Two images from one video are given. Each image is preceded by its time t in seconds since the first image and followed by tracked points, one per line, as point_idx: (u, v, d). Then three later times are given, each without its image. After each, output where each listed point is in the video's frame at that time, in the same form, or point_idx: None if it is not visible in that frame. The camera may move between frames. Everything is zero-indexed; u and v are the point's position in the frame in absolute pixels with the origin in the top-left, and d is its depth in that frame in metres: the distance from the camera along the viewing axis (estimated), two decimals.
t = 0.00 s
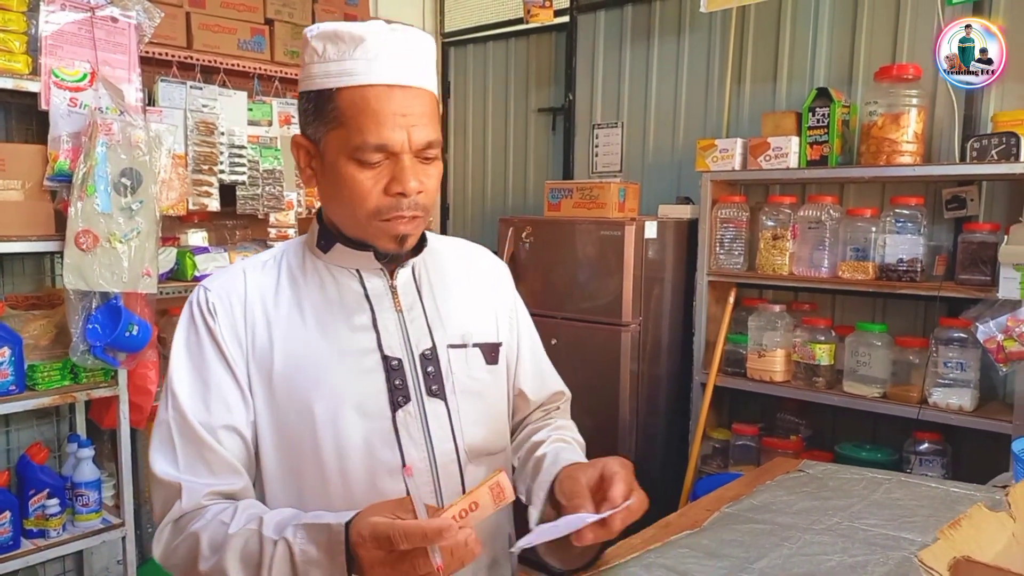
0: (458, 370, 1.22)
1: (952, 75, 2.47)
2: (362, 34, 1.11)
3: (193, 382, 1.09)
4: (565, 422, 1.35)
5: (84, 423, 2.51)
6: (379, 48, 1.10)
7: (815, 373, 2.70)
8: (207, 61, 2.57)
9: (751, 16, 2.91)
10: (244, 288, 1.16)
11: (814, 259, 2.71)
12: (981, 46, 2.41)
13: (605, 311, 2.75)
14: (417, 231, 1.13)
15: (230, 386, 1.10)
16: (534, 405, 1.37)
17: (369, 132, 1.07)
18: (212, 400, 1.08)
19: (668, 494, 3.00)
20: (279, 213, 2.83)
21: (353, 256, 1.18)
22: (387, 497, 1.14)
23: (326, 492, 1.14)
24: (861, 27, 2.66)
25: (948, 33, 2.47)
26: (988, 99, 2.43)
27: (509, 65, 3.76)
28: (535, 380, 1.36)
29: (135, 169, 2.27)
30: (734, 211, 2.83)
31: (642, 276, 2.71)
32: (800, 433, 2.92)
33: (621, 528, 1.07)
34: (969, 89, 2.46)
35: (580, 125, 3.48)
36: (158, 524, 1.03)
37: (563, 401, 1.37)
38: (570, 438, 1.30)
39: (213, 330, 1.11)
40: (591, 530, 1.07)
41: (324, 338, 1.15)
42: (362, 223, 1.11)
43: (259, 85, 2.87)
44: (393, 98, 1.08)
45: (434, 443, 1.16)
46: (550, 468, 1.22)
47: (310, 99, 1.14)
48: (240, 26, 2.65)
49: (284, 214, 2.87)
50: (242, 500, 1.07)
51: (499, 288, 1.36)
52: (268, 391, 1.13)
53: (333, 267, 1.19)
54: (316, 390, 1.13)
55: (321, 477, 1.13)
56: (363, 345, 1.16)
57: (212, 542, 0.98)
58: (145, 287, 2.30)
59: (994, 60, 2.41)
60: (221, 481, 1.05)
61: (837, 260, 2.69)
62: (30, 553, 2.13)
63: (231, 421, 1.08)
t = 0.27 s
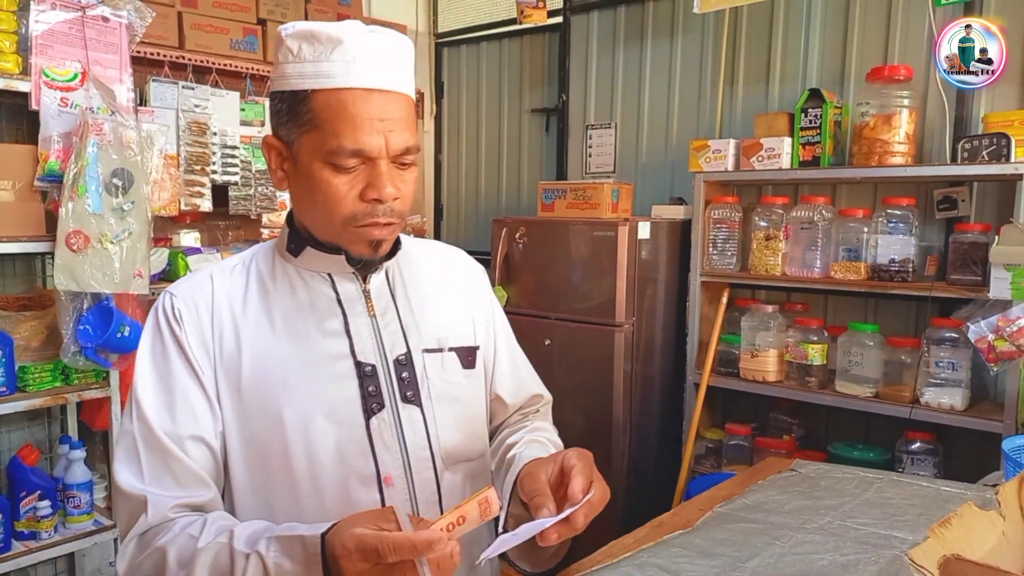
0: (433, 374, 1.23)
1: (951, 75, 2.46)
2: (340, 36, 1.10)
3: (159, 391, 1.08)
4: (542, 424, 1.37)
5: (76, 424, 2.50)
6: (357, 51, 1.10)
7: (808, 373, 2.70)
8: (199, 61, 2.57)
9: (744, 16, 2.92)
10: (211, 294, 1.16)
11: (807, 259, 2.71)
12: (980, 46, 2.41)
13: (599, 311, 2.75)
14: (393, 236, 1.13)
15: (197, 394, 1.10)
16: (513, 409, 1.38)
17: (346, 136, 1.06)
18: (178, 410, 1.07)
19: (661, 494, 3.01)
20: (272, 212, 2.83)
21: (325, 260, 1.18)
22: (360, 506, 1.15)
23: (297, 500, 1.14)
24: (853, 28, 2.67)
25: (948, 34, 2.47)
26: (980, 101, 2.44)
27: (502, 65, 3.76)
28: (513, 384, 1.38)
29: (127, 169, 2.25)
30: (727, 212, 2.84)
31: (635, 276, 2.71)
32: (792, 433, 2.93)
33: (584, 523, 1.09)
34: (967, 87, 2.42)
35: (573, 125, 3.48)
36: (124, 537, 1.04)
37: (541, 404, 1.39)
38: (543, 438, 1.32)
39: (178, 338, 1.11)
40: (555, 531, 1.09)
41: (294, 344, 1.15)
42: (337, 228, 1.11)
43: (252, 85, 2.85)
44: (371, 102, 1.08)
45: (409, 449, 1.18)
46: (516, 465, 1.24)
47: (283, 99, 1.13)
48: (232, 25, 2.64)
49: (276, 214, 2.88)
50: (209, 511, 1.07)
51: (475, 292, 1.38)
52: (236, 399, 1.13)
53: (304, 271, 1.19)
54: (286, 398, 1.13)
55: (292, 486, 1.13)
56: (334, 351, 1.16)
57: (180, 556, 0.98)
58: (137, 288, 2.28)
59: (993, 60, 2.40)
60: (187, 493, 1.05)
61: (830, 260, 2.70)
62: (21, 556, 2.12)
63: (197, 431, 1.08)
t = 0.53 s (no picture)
0: (420, 379, 1.24)
1: (952, 75, 2.46)
2: (325, 36, 1.11)
3: (140, 398, 1.08)
4: (529, 427, 1.38)
5: (72, 426, 2.49)
6: (343, 51, 1.10)
7: (804, 374, 2.72)
8: (195, 61, 2.56)
9: (740, 17, 2.92)
10: (193, 298, 1.16)
11: (803, 259, 2.72)
12: (981, 46, 2.41)
13: (595, 311, 2.75)
14: (379, 239, 1.14)
15: (179, 400, 1.09)
16: (501, 412, 1.39)
17: (332, 137, 1.06)
18: (159, 416, 1.06)
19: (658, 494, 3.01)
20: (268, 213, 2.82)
21: (306, 264, 1.18)
22: (347, 515, 1.15)
23: (281, 507, 1.14)
24: (848, 28, 2.68)
25: (947, 34, 2.47)
26: (975, 101, 2.45)
27: (498, 66, 3.76)
28: (501, 387, 1.38)
29: (123, 169, 2.25)
30: (723, 212, 2.84)
31: (632, 276, 2.72)
32: (789, 433, 2.93)
33: (572, 530, 1.09)
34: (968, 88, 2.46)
35: (570, 126, 3.48)
36: (105, 548, 1.02)
37: (529, 406, 1.39)
38: (529, 442, 1.32)
39: (160, 344, 1.10)
40: (543, 538, 1.07)
41: (277, 349, 1.16)
42: (323, 231, 1.11)
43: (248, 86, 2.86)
44: (356, 102, 1.08)
45: (396, 455, 1.18)
46: (504, 470, 1.24)
47: (267, 99, 1.13)
48: (228, 26, 2.64)
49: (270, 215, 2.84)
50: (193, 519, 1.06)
51: (463, 295, 1.39)
52: (219, 405, 1.13)
53: (288, 274, 1.19)
54: (269, 404, 1.13)
55: (276, 492, 1.13)
56: (319, 356, 1.17)
57: (164, 566, 0.96)
58: (133, 289, 2.28)
59: (993, 60, 2.41)
60: (170, 501, 1.04)
61: (826, 260, 2.70)
62: (18, 557, 2.12)
63: (179, 438, 1.07)
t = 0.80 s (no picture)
0: (415, 380, 1.24)
1: (952, 75, 2.45)
2: (316, 35, 1.10)
3: (132, 402, 1.07)
4: (524, 426, 1.38)
5: (69, 428, 2.49)
6: (334, 51, 1.10)
7: (801, 373, 2.72)
8: (191, 63, 2.56)
9: (736, 17, 2.93)
10: (185, 300, 1.16)
11: (799, 259, 2.72)
12: (981, 45, 2.40)
13: (592, 311, 2.75)
14: (372, 240, 1.14)
15: (172, 404, 1.09)
16: (494, 412, 1.40)
17: (323, 138, 1.06)
18: (152, 420, 1.06)
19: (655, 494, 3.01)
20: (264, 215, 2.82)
21: (300, 266, 1.18)
22: (343, 518, 1.15)
23: (276, 510, 1.14)
24: (844, 28, 2.68)
25: (947, 33, 2.45)
26: (970, 102, 2.46)
27: (495, 66, 3.76)
28: (495, 387, 1.39)
29: (119, 171, 2.25)
30: (720, 212, 2.84)
31: (629, 276, 2.72)
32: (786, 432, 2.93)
33: (563, 531, 1.10)
34: (967, 87, 2.43)
35: (567, 127, 3.48)
36: (99, 555, 1.02)
37: (523, 406, 1.40)
38: (522, 442, 1.32)
39: (152, 348, 1.10)
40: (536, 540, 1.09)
41: (270, 352, 1.15)
42: (315, 232, 1.11)
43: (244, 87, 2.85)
44: (348, 102, 1.08)
45: (392, 458, 1.18)
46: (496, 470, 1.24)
47: (257, 100, 1.13)
48: (224, 27, 2.64)
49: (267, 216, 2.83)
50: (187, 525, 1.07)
51: (456, 296, 1.39)
52: (213, 408, 1.13)
53: (281, 276, 1.19)
54: (264, 407, 1.13)
55: (271, 494, 1.13)
56: (313, 359, 1.17)
57: (162, 571, 0.96)
58: (129, 291, 2.27)
59: (993, 60, 2.40)
60: (163, 505, 1.04)
61: (822, 260, 2.71)
62: (15, 560, 2.12)
63: (173, 441, 1.07)
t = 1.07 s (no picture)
0: (418, 379, 1.24)
1: (951, 75, 2.45)
2: (323, 38, 1.11)
3: (141, 397, 1.07)
4: (525, 426, 1.38)
5: (66, 428, 2.49)
6: (341, 53, 1.10)
7: (798, 373, 2.71)
8: (189, 63, 2.56)
9: (734, 18, 2.93)
10: (192, 298, 1.16)
11: (797, 259, 2.72)
12: (980, 46, 2.41)
13: (590, 312, 2.75)
14: (376, 241, 1.14)
15: (180, 400, 1.09)
16: (497, 411, 1.39)
17: (329, 138, 1.07)
18: (161, 416, 1.06)
19: (652, 495, 3.02)
20: (262, 215, 2.82)
21: (305, 265, 1.18)
22: (347, 514, 1.16)
23: (281, 507, 1.14)
24: (841, 30, 2.69)
25: (947, 33, 2.45)
26: (967, 103, 2.46)
27: (493, 67, 3.76)
28: (497, 384, 1.38)
29: (116, 171, 2.24)
30: (718, 213, 2.85)
31: (626, 277, 2.72)
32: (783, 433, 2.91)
33: (546, 526, 1.09)
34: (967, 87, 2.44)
35: (564, 127, 3.48)
36: (108, 549, 1.02)
37: (525, 405, 1.39)
38: (524, 442, 1.32)
39: (160, 343, 1.10)
40: (519, 535, 1.08)
41: (276, 349, 1.16)
42: (320, 233, 1.11)
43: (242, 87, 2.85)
44: (354, 104, 1.08)
45: (395, 455, 1.19)
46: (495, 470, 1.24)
47: (264, 101, 1.13)
48: (222, 27, 2.64)
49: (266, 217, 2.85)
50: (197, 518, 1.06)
51: (459, 295, 1.39)
52: (220, 405, 1.13)
53: (286, 275, 1.20)
54: (270, 404, 1.13)
55: (276, 491, 1.13)
56: (318, 356, 1.17)
57: (174, 564, 0.96)
58: (126, 291, 2.26)
59: (993, 60, 2.40)
60: (173, 499, 1.03)
61: (820, 261, 2.71)
62: (11, 560, 2.11)
63: (181, 437, 1.07)
